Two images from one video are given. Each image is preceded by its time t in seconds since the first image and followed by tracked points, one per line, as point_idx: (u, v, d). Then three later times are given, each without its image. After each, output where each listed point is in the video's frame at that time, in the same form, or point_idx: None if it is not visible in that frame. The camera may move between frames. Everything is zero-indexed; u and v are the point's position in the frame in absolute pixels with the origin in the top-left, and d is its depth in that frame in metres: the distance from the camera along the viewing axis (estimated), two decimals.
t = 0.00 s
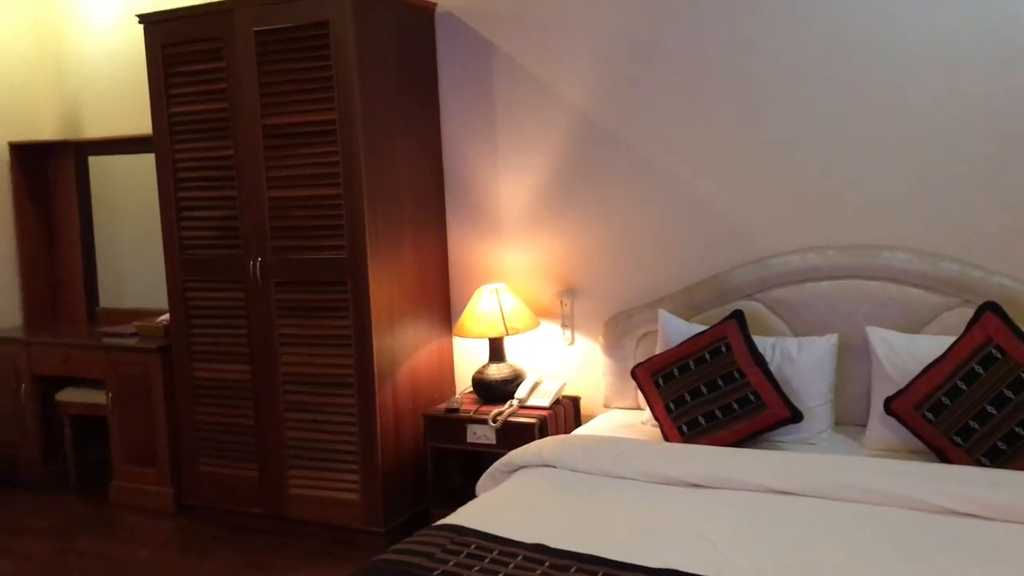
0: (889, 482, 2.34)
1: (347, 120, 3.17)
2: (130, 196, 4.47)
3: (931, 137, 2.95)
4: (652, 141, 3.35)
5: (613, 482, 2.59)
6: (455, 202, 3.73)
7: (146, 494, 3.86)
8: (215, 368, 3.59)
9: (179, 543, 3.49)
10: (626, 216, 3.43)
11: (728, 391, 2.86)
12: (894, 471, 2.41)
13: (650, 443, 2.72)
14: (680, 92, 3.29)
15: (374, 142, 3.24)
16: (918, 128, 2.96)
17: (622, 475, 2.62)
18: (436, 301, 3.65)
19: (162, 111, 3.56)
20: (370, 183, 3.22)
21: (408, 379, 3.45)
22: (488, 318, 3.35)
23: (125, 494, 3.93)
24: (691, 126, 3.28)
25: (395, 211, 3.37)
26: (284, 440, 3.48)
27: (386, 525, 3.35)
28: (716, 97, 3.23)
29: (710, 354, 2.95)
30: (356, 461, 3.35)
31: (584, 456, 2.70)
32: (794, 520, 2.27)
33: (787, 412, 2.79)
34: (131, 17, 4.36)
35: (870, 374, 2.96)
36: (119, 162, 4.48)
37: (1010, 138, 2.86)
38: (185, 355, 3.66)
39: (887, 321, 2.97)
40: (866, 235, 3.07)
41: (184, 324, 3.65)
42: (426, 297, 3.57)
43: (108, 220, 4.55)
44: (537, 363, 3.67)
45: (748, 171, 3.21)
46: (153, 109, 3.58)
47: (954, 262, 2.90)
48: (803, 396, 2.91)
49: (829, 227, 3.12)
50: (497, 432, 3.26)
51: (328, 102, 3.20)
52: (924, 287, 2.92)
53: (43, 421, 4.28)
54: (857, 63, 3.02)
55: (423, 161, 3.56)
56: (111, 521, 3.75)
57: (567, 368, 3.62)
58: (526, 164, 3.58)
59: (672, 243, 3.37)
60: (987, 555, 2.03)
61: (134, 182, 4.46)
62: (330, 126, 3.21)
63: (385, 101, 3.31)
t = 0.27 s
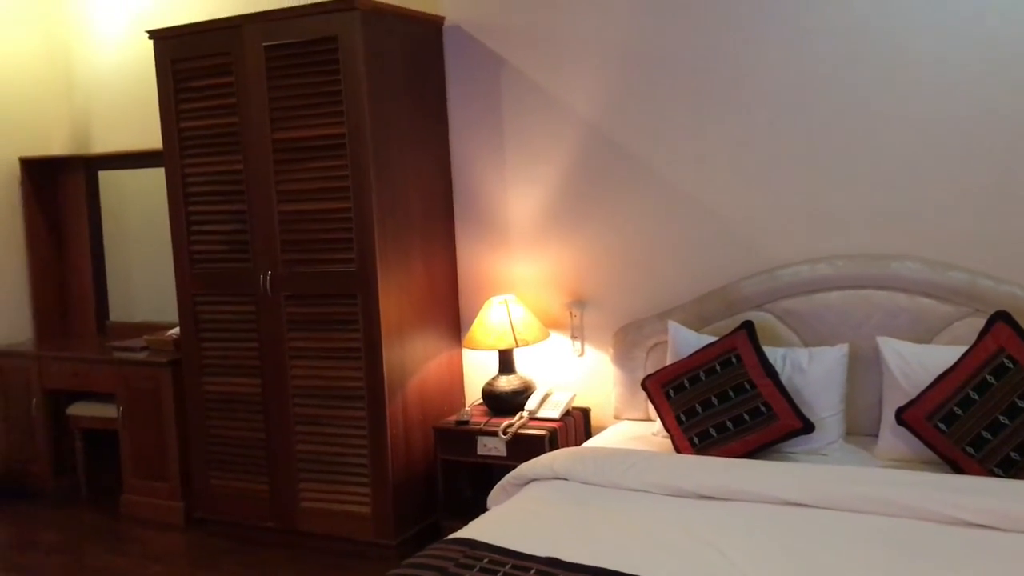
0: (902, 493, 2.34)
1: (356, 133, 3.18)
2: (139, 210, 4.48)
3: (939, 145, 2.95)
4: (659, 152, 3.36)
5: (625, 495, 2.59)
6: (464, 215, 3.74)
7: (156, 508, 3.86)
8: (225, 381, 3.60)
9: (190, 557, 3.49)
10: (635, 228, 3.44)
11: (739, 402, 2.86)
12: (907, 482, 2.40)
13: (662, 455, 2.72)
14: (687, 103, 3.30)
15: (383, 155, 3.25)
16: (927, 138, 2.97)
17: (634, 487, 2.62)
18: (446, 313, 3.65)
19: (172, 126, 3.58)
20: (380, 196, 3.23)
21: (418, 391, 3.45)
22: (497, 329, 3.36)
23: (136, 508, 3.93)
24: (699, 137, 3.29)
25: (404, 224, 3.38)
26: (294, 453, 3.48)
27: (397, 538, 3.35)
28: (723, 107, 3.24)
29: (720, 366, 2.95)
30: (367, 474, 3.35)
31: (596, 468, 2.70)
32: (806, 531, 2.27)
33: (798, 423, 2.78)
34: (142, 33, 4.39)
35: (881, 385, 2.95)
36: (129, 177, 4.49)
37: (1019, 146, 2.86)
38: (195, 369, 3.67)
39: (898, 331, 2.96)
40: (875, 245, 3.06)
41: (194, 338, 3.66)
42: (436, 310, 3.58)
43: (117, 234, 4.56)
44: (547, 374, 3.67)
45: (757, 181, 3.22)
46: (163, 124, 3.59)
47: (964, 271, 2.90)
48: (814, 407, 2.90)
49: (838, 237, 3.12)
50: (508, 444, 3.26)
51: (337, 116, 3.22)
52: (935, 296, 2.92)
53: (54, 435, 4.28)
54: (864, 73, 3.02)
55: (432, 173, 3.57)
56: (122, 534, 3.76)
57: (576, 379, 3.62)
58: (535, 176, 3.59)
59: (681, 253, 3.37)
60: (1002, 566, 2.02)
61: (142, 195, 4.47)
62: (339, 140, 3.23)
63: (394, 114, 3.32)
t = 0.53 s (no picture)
0: (911, 500, 2.34)
1: (362, 143, 3.20)
2: (145, 221, 4.50)
3: (943, 152, 2.97)
4: (664, 161, 3.37)
5: (633, 503, 2.59)
6: (470, 224, 3.75)
7: (164, 518, 3.87)
8: (233, 391, 3.61)
9: (198, 567, 3.50)
10: (640, 236, 3.45)
11: (746, 409, 2.87)
12: (915, 488, 2.40)
13: (670, 463, 2.72)
14: (691, 112, 3.31)
15: (389, 165, 3.27)
16: (931, 145, 2.98)
17: (642, 495, 2.62)
18: (452, 323, 3.66)
19: (179, 137, 3.60)
20: (386, 205, 3.25)
21: (424, 400, 3.46)
22: (504, 338, 3.37)
23: (143, 519, 3.94)
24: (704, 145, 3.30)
25: (411, 233, 3.39)
26: (302, 463, 3.48)
27: (405, 547, 3.35)
28: (728, 116, 3.26)
29: (727, 373, 2.95)
30: (374, 483, 3.36)
31: (604, 476, 2.71)
32: (815, 538, 2.27)
33: (805, 430, 2.79)
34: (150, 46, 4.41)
35: (887, 392, 2.96)
36: (135, 188, 4.51)
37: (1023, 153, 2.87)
38: (203, 379, 3.68)
39: (904, 338, 2.97)
40: (881, 252, 3.07)
41: (202, 348, 3.67)
42: (442, 319, 3.59)
43: (124, 246, 4.58)
44: (553, 383, 3.68)
45: (761, 189, 3.23)
46: (170, 136, 3.61)
47: (969, 277, 2.91)
48: (821, 414, 2.91)
49: (843, 244, 3.13)
50: (515, 453, 3.26)
51: (343, 127, 3.23)
52: (940, 303, 2.93)
53: (61, 446, 4.29)
54: (867, 81, 3.04)
55: (438, 183, 3.59)
56: (130, 545, 3.76)
57: (583, 388, 3.62)
58: (540, 186, 3.60)
59: (687, 261, 3.38)
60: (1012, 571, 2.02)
61: (148, 206, 4.48)
62: (346, 150, 3.24)
63: (400, 125, 3.34)
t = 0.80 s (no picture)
0: (916, 501, 2.36)
1: (368, 148, 3.22)
2: (151, 227, 4.52)
3: (946, 156, 2.99)
4: (668, 165, 3.39)
5: (640, 505, 2.61)
6: (475, 229, 3.77)
7: (171, 522, 3.88)
8: (240, 395, 3.63)
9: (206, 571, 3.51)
10: (645, 240, 3.47)
11: (752, 412, 2.88)
12: (920, 489, 2.42)
13: (676, 465, 2.74)
14: (695, 116, 3.33)
15: (396, 170, 3.29)
16: (933, 148, 3.00)
17: (649, 497, 2.64)
18: (457, 327, 3.68)
19: (185, 144, 3.62)
20: (392, 210, 3.26)
21: (431, 404, 3.47)
22: (510, 342, 3.38)
23: (150, 523, 3.95)
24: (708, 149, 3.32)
25: (416, 238, 3.41)
26: (309, 467, 3.50)
27: (412, 550, 3.37)
28: (731, 120, 3.28)
29: (732, 376, 2.97)
30: (381, 486, 3.37)
31: (610, 479, 2.72)
32: (822, 539, 2.29)
33: (810, 432, 2.80)
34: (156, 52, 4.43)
35: (891, 394, 2.98)
36: (141, 193, 4.53)
37: None
38: (209, 383, 3.70)
39: (907, 340, 2.99)
40: (884, 255, 3.09)
41: (209, 353, 3.69)
42: (448, 323, 3.61)
43: (130, 251, 4.60)
44: (559, 386, 3.70)
45: (765, 193, 3.25)
46: (177, 142, 3.63)
47: (972, 280, 2.93)
48: (826, 416, 2.92)
49: (847, 247, 3.15)
50: (521, 456, 3.28)
51: (350, 132, 3.26)
52: (944, 305, 2.94)
53: (67, 451, 4.30)
54: (869, 85, 3.06)
55: (443, 188, 3.61)
56: (137, 549, 3.78)
57: (588, 391, 3.64)
58: (545, 190, 3.62)
59: (692, 265, 3.39)
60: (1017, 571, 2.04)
61: (153, 212, 4.50)
62: (352, 155, 3.26)
63: (406, 130, 3.36)
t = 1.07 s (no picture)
0: (929, 497, 2.36)
1: (381, 147, 3.24)
2: (163, 227, 4.54)
3: (957, 153, 2.99)
4: (679, 163, 3.40)
5: (652, 502, 2.62)
6: (486, 228, 3.78)
7: (184, 520, 3.91)
8: (253, 394, 3.65)
9: (220, 568, 3.53)
10: (656, 238, 3.48)
11: (764, 409, 2.89)
12: (932, 486, 2.42)
13: (688, 463, 2.75)
14: (706, 114, 3.34)
15: (408, 170, 3.30)
16: (944, 146, 3.00)
17: (662, 494, 2.65)
18: (469, 325, 3.70)
19: (198, 144, 3.64)
20: (405, 209, 3.28)
21: (443, 402, 3.49)
22: (521, 340, 3.40)
23: (163, 521, 3.98)
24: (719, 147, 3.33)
25: (428, 237, 3.43)
26: (322, 464, 3.52)
27: (425, 547, 3.38)
28: (742, 118, 3.28)
29: (744, 374, 2.98)
30: (394, 484, 3.39)
31: (623, 476, 2.73)
32: (834, 536, 2.30)
33: (822, 430, 2.81)
34: (168, 52, 4.45)
35: (903, 391, 2.98)
36: (153, 193, 4.56)
37: None
38: (223, 382, 3.72)
39: (919, 337, 2.99)
40: (895, 252, 3.10)
41: (222, 352, 3.71)
42: (459, 322, 3.62)
43: (142, 251, 4.62)
44: (570, 384, 3.71)
45: (776, 191, 3.26)
46: (190, 142, 3.66)
47: (983, 277, 2.93)
48: (837, 413, 2.93)
49: (858, 244, 3.15)
50: (533, 453, 3.29)
51: (362, 132, 3.27)
52: (955, 303, 2.95)
53: (81, 449, 4.33)
54: (880, 83, 3.06)
55: (454, 187, 3.62)
56: (151, 547, 3.80)
57: (599, 389, 3.65)
58: (556, 189, 3.64)
59: (702, 263, 3.40)
60: None
61: (165, 211, 4.52)
62: (364, 155, 3.28)
63: (417, 129, 3.37)
